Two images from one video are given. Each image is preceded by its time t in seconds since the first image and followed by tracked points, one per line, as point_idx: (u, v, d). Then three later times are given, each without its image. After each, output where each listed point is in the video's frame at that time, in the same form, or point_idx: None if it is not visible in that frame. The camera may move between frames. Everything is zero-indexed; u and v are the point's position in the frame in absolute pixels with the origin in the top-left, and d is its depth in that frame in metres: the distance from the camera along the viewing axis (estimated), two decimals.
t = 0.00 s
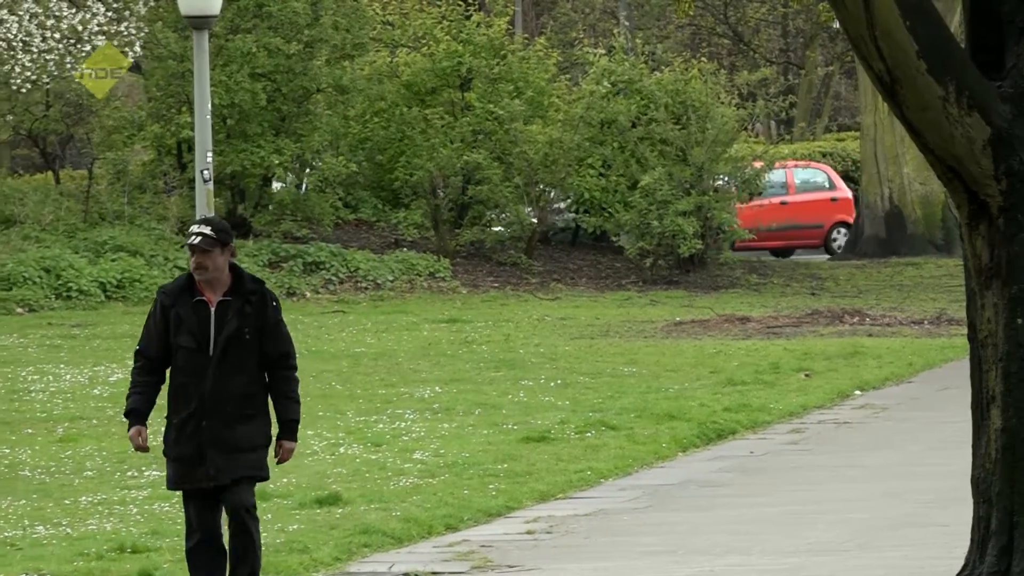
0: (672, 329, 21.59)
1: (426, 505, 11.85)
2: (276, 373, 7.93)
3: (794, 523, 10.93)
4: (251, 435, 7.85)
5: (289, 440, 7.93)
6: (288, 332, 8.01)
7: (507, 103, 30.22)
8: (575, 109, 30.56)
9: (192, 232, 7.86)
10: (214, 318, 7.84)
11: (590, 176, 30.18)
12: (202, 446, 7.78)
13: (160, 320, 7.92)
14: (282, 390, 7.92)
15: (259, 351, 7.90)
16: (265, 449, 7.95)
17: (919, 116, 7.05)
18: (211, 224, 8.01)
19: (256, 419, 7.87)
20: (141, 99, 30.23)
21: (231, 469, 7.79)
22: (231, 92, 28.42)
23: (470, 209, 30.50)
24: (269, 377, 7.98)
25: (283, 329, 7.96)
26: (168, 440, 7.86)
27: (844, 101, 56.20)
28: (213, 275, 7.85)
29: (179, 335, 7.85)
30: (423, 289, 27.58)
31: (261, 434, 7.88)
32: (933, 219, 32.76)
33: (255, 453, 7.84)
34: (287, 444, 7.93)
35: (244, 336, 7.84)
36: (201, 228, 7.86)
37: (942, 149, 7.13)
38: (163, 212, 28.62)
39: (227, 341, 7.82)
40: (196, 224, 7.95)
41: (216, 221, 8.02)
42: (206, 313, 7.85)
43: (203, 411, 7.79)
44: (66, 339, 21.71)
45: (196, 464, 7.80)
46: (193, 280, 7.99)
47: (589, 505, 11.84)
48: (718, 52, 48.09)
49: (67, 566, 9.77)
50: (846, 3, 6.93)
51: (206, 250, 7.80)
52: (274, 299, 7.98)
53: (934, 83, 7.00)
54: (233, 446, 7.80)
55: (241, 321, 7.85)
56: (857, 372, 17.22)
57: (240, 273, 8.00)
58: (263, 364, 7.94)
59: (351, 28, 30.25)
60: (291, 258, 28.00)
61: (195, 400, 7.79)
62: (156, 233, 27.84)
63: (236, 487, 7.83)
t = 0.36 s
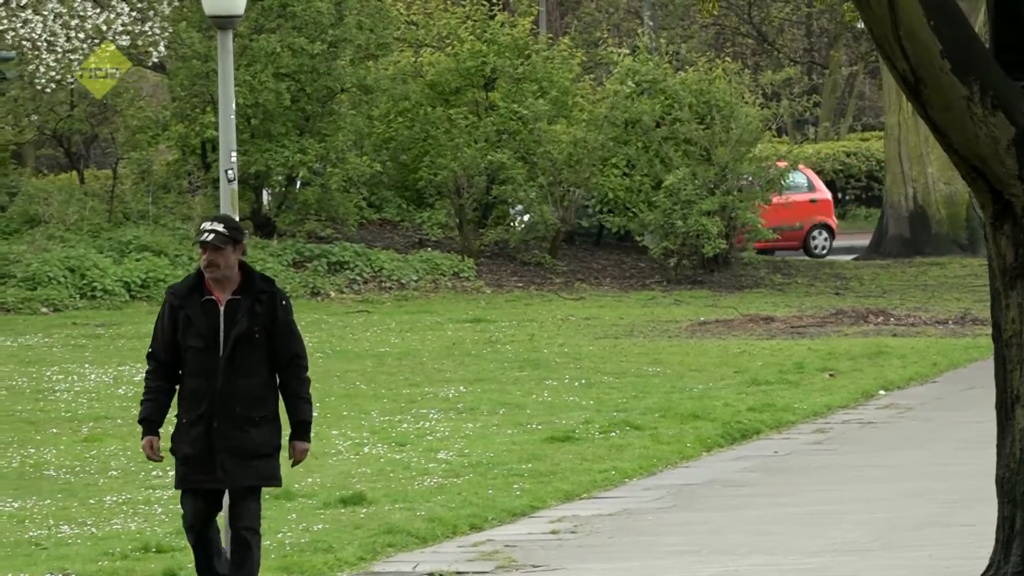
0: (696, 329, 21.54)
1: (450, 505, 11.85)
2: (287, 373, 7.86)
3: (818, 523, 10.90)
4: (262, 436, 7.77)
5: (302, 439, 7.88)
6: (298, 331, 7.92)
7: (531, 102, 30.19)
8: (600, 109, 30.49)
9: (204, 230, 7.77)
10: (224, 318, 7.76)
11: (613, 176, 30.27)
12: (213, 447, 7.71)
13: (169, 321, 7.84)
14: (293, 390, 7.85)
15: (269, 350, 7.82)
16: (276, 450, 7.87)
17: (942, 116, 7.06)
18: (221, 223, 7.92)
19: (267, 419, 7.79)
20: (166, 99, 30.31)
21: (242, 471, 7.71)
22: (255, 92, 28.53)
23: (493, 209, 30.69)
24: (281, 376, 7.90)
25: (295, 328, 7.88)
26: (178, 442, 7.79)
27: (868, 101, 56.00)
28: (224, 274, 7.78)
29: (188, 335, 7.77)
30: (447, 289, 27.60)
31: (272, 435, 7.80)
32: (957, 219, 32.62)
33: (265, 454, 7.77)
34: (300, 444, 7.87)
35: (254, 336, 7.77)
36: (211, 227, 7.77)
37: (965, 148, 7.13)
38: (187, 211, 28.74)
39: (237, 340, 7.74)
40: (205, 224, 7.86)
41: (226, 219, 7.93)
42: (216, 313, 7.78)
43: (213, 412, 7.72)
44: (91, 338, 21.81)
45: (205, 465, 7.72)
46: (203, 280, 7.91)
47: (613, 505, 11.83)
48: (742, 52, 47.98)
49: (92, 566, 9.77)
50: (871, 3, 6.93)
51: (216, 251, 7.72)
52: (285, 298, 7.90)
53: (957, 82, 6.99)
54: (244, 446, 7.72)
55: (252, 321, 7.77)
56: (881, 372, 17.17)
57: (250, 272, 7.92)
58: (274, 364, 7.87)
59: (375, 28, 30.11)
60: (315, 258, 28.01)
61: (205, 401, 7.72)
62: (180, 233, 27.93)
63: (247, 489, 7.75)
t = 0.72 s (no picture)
0: (724, 329, 21.51)
1: (479, 505, 11.85)
2: (289, 375, 7.47)
3: (847, 523, 10.86)
4: (265, 442, 7.38)
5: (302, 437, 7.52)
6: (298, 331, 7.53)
7: (559, 103, 30.21)
8: (627, 108, 30.36)
9: (195, 234, 7.35)
10: (221, 323, 7.35)
11: (641, 176, 30.26)
12: (214, 457, 7.32)
13: (165, 331, 7.43)
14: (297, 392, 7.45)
15: (268, 353, 7.43)
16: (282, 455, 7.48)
17: (970, 116, 6.63)
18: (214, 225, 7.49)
19: (271, 425, 7.40)
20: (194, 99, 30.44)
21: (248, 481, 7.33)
22: (283, 91, 28.55)
23: (521, 209, 30.62)
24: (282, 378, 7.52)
25: (294, 329, 7.50)
26: (178, 455, 7.38)
27: (895, 101, 55.88)
28: (219, 278, 7.35)
29: (185, 343, 7.36)
30: (475, 290, 27.62)
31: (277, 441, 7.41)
32: (985, 219, 32.56)
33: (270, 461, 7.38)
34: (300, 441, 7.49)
35: (252, 339, 7.37)
36: (204, 229, 7.34)
37: (993, 150, 6.68)
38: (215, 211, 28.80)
39: (236, 346, 7.33)
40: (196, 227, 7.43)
41: (218, 220, 7.51)
42: (212, 320, 7.37)
43: (213, 421, 7.32)
44: (120, 339, 21.77)
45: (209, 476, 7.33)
46: (196, 286, 7.49)
47: (642, 505, 11.82)
48: (770, 52, 47.93)
49: (120, 566, 9.78)
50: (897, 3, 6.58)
51: (210, 255, 7.30)
52: (282, 297, 7.50)
53: (985, 82, 6.57)
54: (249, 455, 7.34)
55: (249, 324, 7.38)
56: (909, 372, 17.11)
57: (245, 273, 7.51)
58: (275, 367, 7.47)
59: (403, 28, 30.27)
60: (343, 258, 28.06)
61: (204, 411, 7.32)
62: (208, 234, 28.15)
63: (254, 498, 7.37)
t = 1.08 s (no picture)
0: (762, 329, 21.47)
1: (517, 505, 11.86)
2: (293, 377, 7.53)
3: (886, 523, 10.85)
4: (266, 442, 7.41)
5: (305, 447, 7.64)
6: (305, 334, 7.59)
7: (597, 102, 30.19)
8: (665, 108, 30.29)
9: (211, 229, 7.40)
10: (228, 320, 7.40)
11: (680, 176, 30.24)
12: (215, 454, 7.35)
13: (171, 323, 7.46)
14: (300, 395, 7.55)
15: (274, 353, 7.47)
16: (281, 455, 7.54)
17: (1007, 114, 7.03)
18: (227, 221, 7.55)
19: (272, 425, 7.44)
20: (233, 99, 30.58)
21: (246, 479, 7.36)
22: (321, 92, 28.54)
23: (559, 209, 30.74)
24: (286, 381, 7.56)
25: (300, 331, 7.54)
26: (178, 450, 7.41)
27: (935, 101, 55.69)
28: (231, 274, 7.40)
29: (190, 338, 7.39)
30: (514, 289, 27.66)
31: (278, 442, 7.45)
32: None
33: (269, 461, 7.42)
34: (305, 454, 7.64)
35: (259, 338, 7.41)
36: (220, 224, 7.40)
37: None
38: (254, 211, 29.09)
39: (242, 343, 7.37)
40: (210, 222, 7.48)
41: (231, 216, 7.57)
42: (220, 315, 7.41)
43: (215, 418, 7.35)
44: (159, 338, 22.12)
45: (208, 473, 7.37)
46: (206, 279, 7.53)
47: (680, 505, 11.81)
48: (808, 52, 47.84)
49: (159, 566, 9.83)
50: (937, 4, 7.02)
51: (223, 250, 7.35)
52: (292, 299, 7.55)
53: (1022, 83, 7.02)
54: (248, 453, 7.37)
55: (257, 323, 7.42)
56: (948, 372, 17.05)
57: (255, 272, 7.56)
58: (279, 368, 7.53)
59: (441, 28, 30.47)
60: (382, 258, 28.14)
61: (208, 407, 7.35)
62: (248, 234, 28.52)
63: (252, 497, 7.41)
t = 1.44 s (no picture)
0: (800, 329, 21.45)
1: (555, 506, 11.88)
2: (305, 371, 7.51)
3: (923, 523, 10.82)
4: (277, 438, 7.42)
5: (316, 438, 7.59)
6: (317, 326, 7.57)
7: (635, 102, 30.21)
8: (703, 108, 30.28)
9: (224, 221, 7.42)
10: (239, 313, 7.41)
11: (718, 175, 30.19)
12: (225, 450, 7.38)
13: (183, 317, 7.50)
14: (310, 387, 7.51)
15: (285, 347, 7.47)
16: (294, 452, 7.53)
17: None
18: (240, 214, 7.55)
19: (283, 422, 7.45)
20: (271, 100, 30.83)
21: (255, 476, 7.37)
22: (360, 92, 28.62)
23: (597, 209, 30.83)
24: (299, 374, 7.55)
25: (314, 324, 7.52)
26: (190, 446, 7.46)
27: (973, 101, 55.46)
28: (242, 267, 7.41)
29: (201, 331, 7.43)
30: (551, 290, 27.69)
31: (289, 439, 7.46)
32: None
33: (279, 458, 7.42)
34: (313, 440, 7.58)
35: (269, 332, 7.42)
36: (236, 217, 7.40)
37: None
38: (291, 211, 29.56)
39: (252, 338, 7.39)
40: (222, 215, 7.50)
41: (244, 209, 7.56)
42: (230, 309, 7.43)
43: (226, 414, 7.39)
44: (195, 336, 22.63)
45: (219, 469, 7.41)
46: (217, 273, 7.55)
47: (717, 505, 11.81)
48: (846, 52, 47.70)
49: (197, 565, 9.88)
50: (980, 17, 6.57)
51: (234, 243, 7.35)
52: (302, 292, 7.54)
53: None
54: (259, 451, 7.39)
55: (267, 316, 7.42)
56: (986, 372, 16.99)
57: (266, 264, 7.56)
58: (291, 363, 7.52)
59: (478, 28, 30.28)
60: (419, 258, 28.21)
61: (218, 402, 7.39)
62: (285, 233, 28.74)
63: (263, 495, 7.41)
